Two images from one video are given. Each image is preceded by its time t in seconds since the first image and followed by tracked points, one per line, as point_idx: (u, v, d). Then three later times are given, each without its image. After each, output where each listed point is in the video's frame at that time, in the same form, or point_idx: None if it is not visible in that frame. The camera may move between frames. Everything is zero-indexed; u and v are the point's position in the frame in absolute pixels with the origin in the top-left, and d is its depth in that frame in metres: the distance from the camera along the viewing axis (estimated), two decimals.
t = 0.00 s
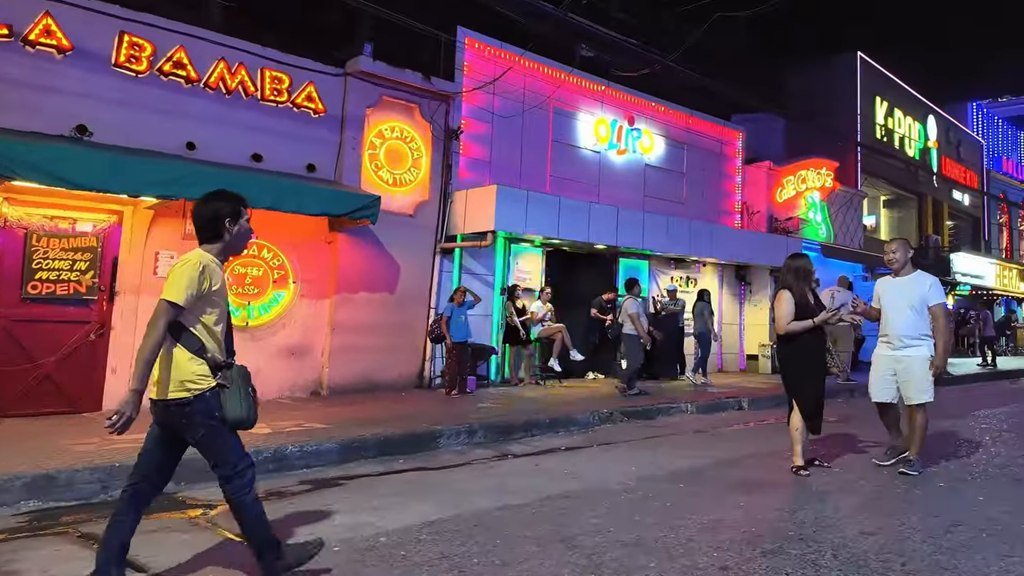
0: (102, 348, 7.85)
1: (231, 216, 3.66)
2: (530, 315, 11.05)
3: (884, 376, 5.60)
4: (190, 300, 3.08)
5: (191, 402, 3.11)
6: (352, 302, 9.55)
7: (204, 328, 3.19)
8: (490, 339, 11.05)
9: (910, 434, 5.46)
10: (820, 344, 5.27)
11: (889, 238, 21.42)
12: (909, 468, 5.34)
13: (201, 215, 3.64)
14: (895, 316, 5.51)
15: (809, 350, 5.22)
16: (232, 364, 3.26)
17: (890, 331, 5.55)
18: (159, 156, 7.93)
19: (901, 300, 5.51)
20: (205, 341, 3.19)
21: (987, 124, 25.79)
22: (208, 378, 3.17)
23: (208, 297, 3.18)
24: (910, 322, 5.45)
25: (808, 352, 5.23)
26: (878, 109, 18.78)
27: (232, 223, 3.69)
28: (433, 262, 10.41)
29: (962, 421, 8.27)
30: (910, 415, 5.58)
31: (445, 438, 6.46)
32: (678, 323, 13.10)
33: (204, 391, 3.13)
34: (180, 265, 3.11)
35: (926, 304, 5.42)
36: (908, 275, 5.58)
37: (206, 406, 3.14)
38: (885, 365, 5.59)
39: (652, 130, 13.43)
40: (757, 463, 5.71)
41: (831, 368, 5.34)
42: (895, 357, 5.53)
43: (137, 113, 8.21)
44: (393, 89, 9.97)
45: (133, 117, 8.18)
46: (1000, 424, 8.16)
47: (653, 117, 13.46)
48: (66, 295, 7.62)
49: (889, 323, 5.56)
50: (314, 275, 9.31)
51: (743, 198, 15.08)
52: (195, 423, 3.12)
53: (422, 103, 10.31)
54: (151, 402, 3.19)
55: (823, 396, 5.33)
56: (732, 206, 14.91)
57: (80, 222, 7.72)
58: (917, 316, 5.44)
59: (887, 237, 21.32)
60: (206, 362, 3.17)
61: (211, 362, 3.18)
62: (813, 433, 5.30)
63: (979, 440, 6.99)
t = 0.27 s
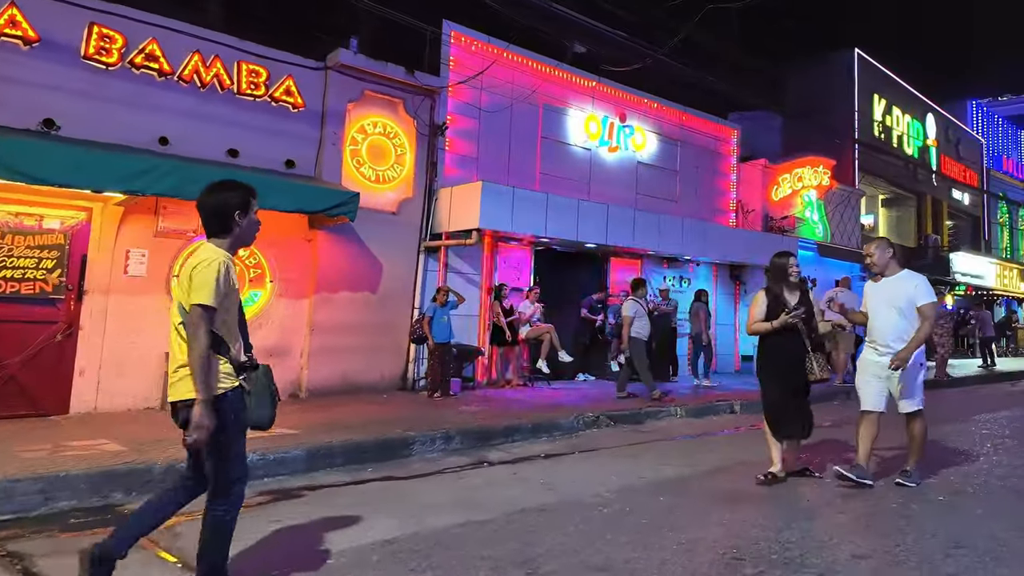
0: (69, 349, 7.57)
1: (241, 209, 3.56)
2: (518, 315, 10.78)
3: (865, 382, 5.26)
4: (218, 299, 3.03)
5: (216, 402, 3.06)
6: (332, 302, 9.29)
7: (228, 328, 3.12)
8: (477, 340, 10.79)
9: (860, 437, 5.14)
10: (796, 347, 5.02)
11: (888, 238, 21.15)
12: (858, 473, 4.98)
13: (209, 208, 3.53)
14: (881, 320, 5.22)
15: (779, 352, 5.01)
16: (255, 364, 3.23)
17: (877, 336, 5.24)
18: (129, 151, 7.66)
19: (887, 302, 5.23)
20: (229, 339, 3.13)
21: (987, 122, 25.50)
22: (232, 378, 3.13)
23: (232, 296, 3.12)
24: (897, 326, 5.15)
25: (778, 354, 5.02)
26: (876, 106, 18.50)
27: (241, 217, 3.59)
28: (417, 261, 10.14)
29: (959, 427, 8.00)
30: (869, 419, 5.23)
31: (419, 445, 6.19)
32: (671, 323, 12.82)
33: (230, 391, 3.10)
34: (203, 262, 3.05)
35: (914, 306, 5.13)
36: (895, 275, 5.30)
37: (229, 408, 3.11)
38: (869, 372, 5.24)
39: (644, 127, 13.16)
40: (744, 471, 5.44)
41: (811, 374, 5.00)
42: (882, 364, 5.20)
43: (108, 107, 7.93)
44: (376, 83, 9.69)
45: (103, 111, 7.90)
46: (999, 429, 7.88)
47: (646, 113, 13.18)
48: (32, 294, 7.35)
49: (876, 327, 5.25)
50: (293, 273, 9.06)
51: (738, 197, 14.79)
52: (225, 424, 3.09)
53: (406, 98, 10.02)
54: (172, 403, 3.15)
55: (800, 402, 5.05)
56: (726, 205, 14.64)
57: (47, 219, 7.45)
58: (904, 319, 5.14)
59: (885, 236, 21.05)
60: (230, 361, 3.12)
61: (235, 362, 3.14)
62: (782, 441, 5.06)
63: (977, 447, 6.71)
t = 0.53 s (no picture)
0: (38, 353, 7.28)
1: (240, 208, 3.34)
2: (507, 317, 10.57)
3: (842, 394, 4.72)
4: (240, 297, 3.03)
5: (209, 410, 3.01)
6: (314, 304, 9.03)
7: (232, 335, 3.10)
8: (465, 343, 10.57)
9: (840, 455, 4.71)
10: (773, 348, 4.75)
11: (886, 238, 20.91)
12: (834, 495, 4.61)
13: (206, 206, 3.33)
14: (857, 324, 4.73)
15: (751, 351, 4.79)
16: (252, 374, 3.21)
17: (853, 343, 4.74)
18: (103, 148, 7.36)
19: (862, 305, 4.74)
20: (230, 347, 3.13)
21: (987, 122, 25.28)
22: (228, 388, 3.10)
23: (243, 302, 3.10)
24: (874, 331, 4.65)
25: (753, 353, 4.79)
26: (874, 106, 18.27)
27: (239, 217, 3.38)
28: (403, 263, 9.90)
29: (959, 433, 7.74)
30: (853, 434, 4.65)
31: (397, 453, 5.91)
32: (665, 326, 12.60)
33: (226, 400, 3.07)
34: (216, 261, 3.01)
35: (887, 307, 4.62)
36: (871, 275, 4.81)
37: (222, 417, 3.06)
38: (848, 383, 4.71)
39: (637, 126, 12.93)
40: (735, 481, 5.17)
41: (784, 379, 4.68)
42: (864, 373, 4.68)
43: (82, 103, 7.62)
44: (360, 80, 9.44)
45: (76, 107, 7.59)
46: (999, 435, 7.64)
47: (639, 112, 12.96)
48: None
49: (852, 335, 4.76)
50: (273, 274, 8.81)
51: (734, 197, 14.55)
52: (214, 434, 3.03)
53: (392, 95, 9.78)
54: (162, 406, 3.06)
55: (776, 409, 4.77)
56: (722, 205, 14.40)
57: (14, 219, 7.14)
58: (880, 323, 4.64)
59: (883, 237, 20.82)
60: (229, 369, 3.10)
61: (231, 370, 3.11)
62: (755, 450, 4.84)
63: (978, 455, 6.45)
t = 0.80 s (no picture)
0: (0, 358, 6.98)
1: (237, 211, 3.21)
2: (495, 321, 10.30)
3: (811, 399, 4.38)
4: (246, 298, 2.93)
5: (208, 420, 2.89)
6: (294, 308, 8.76)
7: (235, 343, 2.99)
8: (451, 348, 10.30)
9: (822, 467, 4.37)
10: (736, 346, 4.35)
11: (884, 241, 20.63)
12: (820, 510, 4.31)
13: (202, 211, 3.20)
14: (817, 320, 4.35)
15: (716, 352, 4.45)
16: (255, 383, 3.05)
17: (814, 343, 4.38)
18: (70, 145, 7.06)
19: (821, 301, 4.37)
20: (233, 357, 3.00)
21: (986, 124, 25.02)
22: (229, 399, 2.96)
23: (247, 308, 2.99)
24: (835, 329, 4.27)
25: (718, 355, 4.43)
26: (872, 106, 18.01)
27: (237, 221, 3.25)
28: (387, 265, 9.62)
29: (959, 441, 7.44)
30: (829, 442, 4.34)
31: (368, 464, 5.61)
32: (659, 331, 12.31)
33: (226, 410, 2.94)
34: (219, 265, 2.92)
35: (848, 302, 4.24)
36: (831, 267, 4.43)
37: (222, 428, 2.93)
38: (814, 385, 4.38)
39: (630, 126, 12.67)
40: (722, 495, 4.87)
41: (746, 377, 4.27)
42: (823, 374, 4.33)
43: (49, 99, 7.32)
44: (342, 76, 9.16)
45: (43, 103, 7.28)
46: (1000, 443, 7.35)
47: (632, 112, 12.69)
48: None
49: (812, 333, 4.39)
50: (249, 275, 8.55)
51: (729, 199, 14.30)
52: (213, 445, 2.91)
53: (375, 93, 9.50)
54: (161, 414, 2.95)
55: (745, 409, 4.34)
56: (717, 207, 14.12)
57: None
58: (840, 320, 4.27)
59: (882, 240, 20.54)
60: (229, 379, 2.97)
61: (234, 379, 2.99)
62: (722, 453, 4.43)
63: (979, 465, 6.16)
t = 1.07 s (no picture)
0: None
1: (239, 215, 3.09)
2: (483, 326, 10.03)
3: (778, 412, 3.98)
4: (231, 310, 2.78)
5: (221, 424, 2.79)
6: (274, 313, 8.50)
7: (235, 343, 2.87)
8: (438, 354, 10.03)
9: (806, 492, 3.81)
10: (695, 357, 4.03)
11: (884, 245, 20.34)
12: (805, 542, 3.70)
13: (204, 214, 3.08)
14: (784, 330, 3.93)
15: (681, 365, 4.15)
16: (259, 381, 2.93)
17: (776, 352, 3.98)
18: (36, 144, 6.79)
19: (784, 307, 3.97)
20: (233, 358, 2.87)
21: (987, 127, 24.75)
22: (237, 399, 2.84)
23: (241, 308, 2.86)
24: (798, 336, 3.87)
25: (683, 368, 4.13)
26: (871, 109, 17.77)
27: (238, 225, 3.14)
28: (371, 269, 9.35)
29: (958, 451, 7.16)
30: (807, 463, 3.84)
31: (338, 479, 5.34)
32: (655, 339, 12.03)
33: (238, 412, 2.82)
34: (212, 269, 2.78)
35: (815, 306, 3.84)
36: (792, 271, 4.04)
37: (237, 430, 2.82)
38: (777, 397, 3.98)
39: (623, 127, 12.42)
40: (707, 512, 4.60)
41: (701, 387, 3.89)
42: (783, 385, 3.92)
43: (17, 97, 7.06)
44: (324, 75, 8.92)
45: (10, 101, 7.01)
46: (1001, 454, 7.06)
47: (624, 112, 12.45)
48: None
49: (779, 343, 3.97)
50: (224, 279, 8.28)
51: (725, 202, 14.03)
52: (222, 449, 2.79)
53: (359, 92, 9.23)
54: (163, 421, 2.82)
55: (707, 426, 3.90)
56: (713, 210, 13.86)
57: None
58: (804, 326, 3.86)
59: (881, 243, 20.26)
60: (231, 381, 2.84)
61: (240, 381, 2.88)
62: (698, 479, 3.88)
63: (978, 478, 5.88)
